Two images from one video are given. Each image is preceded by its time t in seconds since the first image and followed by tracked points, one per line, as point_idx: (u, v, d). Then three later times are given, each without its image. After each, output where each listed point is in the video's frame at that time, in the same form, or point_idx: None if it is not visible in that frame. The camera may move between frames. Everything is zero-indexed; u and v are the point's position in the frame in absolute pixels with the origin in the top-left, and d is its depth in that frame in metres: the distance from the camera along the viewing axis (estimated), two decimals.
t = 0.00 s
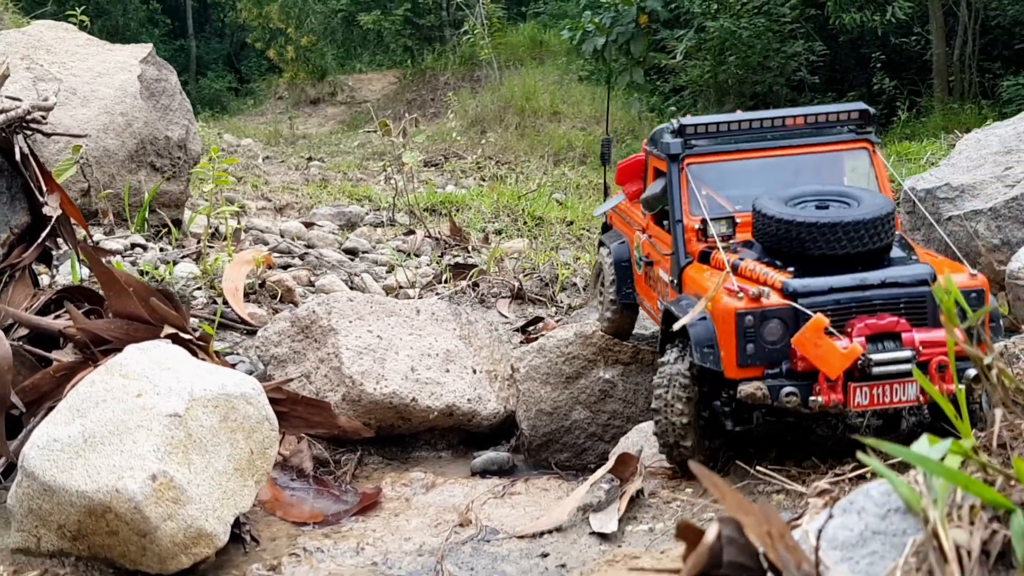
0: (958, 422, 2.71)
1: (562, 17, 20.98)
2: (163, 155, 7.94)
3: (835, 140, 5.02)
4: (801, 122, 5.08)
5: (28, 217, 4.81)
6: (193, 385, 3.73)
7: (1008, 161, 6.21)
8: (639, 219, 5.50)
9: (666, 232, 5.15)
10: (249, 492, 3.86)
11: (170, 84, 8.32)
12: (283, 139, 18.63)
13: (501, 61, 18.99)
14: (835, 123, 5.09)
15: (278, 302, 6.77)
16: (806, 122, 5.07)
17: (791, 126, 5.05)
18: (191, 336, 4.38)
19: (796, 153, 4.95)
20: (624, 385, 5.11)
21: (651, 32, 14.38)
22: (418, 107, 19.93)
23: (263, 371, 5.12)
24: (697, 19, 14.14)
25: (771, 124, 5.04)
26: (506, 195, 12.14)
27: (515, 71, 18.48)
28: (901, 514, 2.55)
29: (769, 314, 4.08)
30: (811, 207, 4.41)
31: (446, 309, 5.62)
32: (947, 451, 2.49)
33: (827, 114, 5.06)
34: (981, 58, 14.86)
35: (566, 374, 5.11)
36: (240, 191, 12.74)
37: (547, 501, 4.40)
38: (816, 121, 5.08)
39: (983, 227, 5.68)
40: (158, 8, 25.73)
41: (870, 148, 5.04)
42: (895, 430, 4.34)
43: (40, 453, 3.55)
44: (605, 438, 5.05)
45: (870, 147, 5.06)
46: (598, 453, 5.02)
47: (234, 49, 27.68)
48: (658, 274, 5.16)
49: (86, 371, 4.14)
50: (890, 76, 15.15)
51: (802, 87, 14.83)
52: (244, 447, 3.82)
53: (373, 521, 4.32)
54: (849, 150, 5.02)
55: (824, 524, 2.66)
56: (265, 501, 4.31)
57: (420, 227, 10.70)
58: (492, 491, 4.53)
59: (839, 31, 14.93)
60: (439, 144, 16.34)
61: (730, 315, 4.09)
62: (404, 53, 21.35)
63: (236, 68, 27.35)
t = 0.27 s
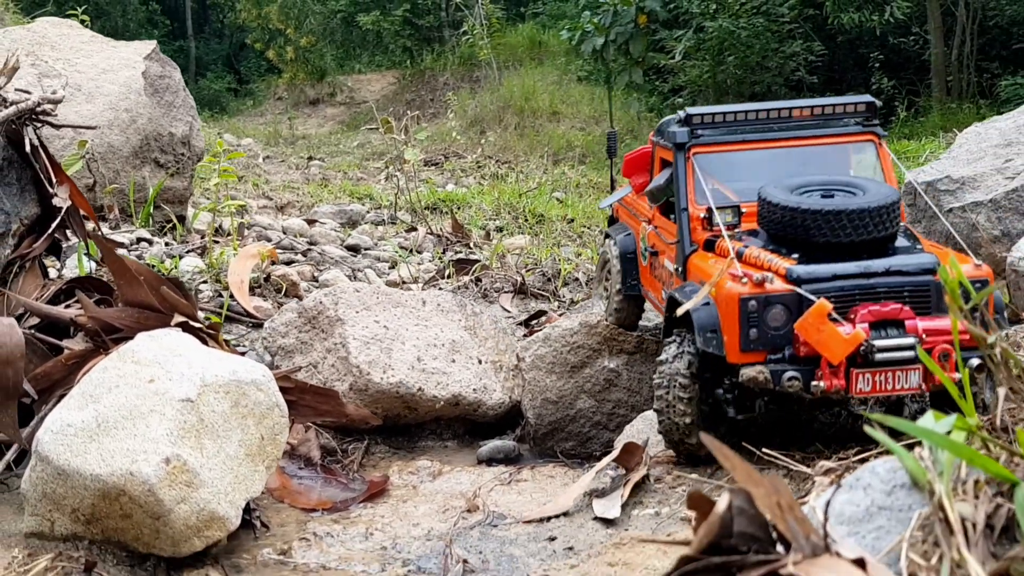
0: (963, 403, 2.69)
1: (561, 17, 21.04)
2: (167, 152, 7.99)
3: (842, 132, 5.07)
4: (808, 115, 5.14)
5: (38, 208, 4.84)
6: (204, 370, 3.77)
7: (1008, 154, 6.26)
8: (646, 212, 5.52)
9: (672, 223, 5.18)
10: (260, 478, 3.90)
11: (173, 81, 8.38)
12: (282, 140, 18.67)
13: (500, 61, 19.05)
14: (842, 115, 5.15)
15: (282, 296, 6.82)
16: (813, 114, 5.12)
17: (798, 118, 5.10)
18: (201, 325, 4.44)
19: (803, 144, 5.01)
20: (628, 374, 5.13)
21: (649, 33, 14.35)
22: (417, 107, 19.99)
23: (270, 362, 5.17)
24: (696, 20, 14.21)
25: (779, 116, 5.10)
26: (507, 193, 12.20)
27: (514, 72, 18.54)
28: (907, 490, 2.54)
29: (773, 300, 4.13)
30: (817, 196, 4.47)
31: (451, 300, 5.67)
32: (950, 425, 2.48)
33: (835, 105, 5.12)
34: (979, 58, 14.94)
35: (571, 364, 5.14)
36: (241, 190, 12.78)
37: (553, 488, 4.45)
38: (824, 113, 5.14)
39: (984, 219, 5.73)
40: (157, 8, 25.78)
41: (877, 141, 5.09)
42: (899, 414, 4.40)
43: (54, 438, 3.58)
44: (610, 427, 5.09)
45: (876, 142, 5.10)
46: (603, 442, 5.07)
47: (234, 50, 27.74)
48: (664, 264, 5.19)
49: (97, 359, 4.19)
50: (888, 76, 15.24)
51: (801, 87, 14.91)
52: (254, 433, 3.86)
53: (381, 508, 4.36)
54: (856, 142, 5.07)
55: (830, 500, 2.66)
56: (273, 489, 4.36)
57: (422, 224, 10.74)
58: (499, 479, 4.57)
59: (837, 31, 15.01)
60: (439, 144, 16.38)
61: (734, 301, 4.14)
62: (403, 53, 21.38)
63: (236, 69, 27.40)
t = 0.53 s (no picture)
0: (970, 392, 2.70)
1: (561, 18, 21.08)
2: (171, 150, 8.04)
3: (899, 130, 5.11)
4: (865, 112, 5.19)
5: (47, 204, 4.86)
6: (216, 363, 3.80)
7: (1012, 151, 6.30)
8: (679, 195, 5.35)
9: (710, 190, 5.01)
10: (269, 470, 3.94)
11: (178, 80, 8.43)
12: (283, 140, 18.70)
13: (501, 62, 19.09)
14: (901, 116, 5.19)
15: (288, 294, 6.86)
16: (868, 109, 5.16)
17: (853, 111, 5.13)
18: (210, 319, 4.55)
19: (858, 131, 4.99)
20: (634, 369, 5.16)
21: (650, 34, 14.42)
22: (418, 107, 20.04)
23: (277, 357, 5.21)
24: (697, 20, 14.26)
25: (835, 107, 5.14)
26: (508, 192, 12.24)
27: (514, 72, 18.57)
28: (915, 479, 2.56)
29: (824, 238, 3.91)
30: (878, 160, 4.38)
31: (457, 297, 5.70)
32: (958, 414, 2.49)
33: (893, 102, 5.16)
34: (979, 58, 15.01)
35: (577, 359, 5.16)
36: (243, 189, 12.81)
37: (560, 481, 4.48)
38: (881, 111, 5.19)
39: (987, 215, 5.75)
40: (158, 9, 25.82)
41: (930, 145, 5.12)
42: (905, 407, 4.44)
43: (67, 430, 3.60)
44: (616, 422, 5.13)
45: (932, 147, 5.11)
46: (609, 436, 5.11)
47: (234, 51, 27.78)
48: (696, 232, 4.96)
49: (109, 353, 4.23)
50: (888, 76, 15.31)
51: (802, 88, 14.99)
52: (265, 426, 3.90)
53: (389, 501, 4.39)
54: (911, 141, 5.09)
55: (841, 489, 2.69)
56: (282, 483, 4.41)
57: (424, 223, 10.78)
58: (506, 473, 4.60)
59: (837, 31, 15.08)
60: (440, 144, 16.41)
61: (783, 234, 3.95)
62: (403, 54, 21.39)
63: (236, 70, 27.43)
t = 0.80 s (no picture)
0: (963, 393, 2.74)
1: (561, 20, 21.14)
2: (174, 153, 8.09)
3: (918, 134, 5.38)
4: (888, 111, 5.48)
5: (52, 207, 4.90)
6: (221, 365, 3.85)
7: (1008, 154, 6.36)
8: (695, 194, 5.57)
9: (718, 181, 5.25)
10: (274, 471, 3.99)
11: (180, 83, 8.50)
12: (283, 141, 18.75)
13: (501, 63, 19.14)
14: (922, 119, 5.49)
15: (289, 296, 6.91)
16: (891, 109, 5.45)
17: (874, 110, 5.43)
18: (214, 322, 4.63)
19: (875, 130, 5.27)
20: (634, 371, 5.22)
21: (650, 35, 14.43)
22: (418, 109, 20.09)
23: (280, 359, 5.27)
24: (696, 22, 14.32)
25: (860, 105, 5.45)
26: (508, 194, 12.29)
27: (514, 74, 18.62)
28: (909, 479, 2.61)
29: (805, 223, 4.13)
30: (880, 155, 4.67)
31: (458, 299, 5.75)
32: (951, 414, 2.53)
33: (914, 104, 5.43)
34: (977, 60, 15.07)
35: (577, 360, 5.19)
36: (243, 191, 12.86)
37: (560, 482, 4.53)
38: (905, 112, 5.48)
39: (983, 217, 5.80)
40: (158, 11, 25.89)
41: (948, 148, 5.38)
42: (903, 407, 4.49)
43: (74, 432, 3.65)
44: (615, 423, 5.19)
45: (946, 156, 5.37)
46: (609, 437, 5.17)
47: (234, 52, 27.82)
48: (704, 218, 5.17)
49: (115, 354, 4.29)
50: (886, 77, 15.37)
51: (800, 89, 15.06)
52: (269, 427, 3.95)
53: (392, 501, 4.45)
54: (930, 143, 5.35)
55: (836, 488, 2.73)
56: (284, 483, 4.45)
57: (424, 225, 10.82)
58: (507, 473, 4.66)
59: (836, 33, 15.14)
60: (440, 146, 16.47)
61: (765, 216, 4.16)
62: (403, 55, 21.37)
63: (236, 71, 27.48)
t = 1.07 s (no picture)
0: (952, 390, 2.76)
1: (560, 21, 21.19)
2: (174, 154, 8.14)
3: (898, 132, 5.21)
4: (866, 112, 5.33)
5: (54, 207, 4.94)
6: (221, 364, 3.89)
7: (1003, 155, 6.40)
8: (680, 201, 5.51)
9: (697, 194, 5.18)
10: (274, 469, 4.03)
11: (181, 84, 8.55)
12: (283, 142, 18.80)
13: (501, 64, 19.20)
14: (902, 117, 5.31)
15: (289, 296, 6.96)
16: (868, 109, 5.30)
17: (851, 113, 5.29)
18: (215, 321, 4.68)
19: (851, 133, 5.12)
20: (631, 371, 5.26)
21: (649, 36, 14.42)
22: (418, 110, 20.15)
23: (280, 359, 5.31)
24: (696, 23, 14.37)
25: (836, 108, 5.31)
26: (508, 194, 12.34)
27: (514, 75, 18.67)
28: (899, 476, 2.65)
29: (768, 248, 4.03)
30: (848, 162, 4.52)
31: (457, 299, 5.79)
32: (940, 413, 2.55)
33: (892, 102, 5.26)
34: (977, 61, 15.11)
35: (574, 359, 5.22)
36: (244, 192, 12.90)
37: (557, 480, 4.57)
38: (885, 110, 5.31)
39: (978, 218, 5.82)
40: (159, 12, 25.93)
41: (930, 146, 5.20)
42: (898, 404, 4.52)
43: (76, 430, 3.68)
44: (613, 422, 5.22)
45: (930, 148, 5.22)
46: (606, 436, 5.20)
47: (234, 53, 27.86)
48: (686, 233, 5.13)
49: (116, 354, 4.33)
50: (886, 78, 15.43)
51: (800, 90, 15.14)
52: (268, 426, 3.99)
53: (390, 499, 4.48)
54: (910, 143, 5.18)
55: (827, 485, 2.77)
56: (284, 481, 4.50)
57: (424, 225, 10.87)
58: (505, 472, 4.69)
59: (836, 34, 15.17)
60: (440, 146, 16.51)
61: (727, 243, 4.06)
62: (403, 56, 21.43)
63: (236, 72, 27.54)
